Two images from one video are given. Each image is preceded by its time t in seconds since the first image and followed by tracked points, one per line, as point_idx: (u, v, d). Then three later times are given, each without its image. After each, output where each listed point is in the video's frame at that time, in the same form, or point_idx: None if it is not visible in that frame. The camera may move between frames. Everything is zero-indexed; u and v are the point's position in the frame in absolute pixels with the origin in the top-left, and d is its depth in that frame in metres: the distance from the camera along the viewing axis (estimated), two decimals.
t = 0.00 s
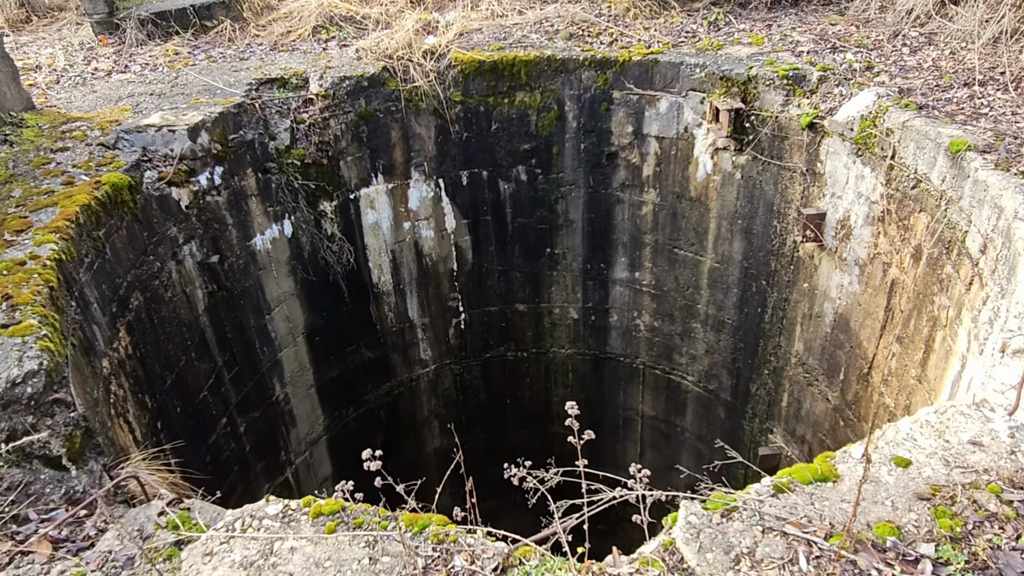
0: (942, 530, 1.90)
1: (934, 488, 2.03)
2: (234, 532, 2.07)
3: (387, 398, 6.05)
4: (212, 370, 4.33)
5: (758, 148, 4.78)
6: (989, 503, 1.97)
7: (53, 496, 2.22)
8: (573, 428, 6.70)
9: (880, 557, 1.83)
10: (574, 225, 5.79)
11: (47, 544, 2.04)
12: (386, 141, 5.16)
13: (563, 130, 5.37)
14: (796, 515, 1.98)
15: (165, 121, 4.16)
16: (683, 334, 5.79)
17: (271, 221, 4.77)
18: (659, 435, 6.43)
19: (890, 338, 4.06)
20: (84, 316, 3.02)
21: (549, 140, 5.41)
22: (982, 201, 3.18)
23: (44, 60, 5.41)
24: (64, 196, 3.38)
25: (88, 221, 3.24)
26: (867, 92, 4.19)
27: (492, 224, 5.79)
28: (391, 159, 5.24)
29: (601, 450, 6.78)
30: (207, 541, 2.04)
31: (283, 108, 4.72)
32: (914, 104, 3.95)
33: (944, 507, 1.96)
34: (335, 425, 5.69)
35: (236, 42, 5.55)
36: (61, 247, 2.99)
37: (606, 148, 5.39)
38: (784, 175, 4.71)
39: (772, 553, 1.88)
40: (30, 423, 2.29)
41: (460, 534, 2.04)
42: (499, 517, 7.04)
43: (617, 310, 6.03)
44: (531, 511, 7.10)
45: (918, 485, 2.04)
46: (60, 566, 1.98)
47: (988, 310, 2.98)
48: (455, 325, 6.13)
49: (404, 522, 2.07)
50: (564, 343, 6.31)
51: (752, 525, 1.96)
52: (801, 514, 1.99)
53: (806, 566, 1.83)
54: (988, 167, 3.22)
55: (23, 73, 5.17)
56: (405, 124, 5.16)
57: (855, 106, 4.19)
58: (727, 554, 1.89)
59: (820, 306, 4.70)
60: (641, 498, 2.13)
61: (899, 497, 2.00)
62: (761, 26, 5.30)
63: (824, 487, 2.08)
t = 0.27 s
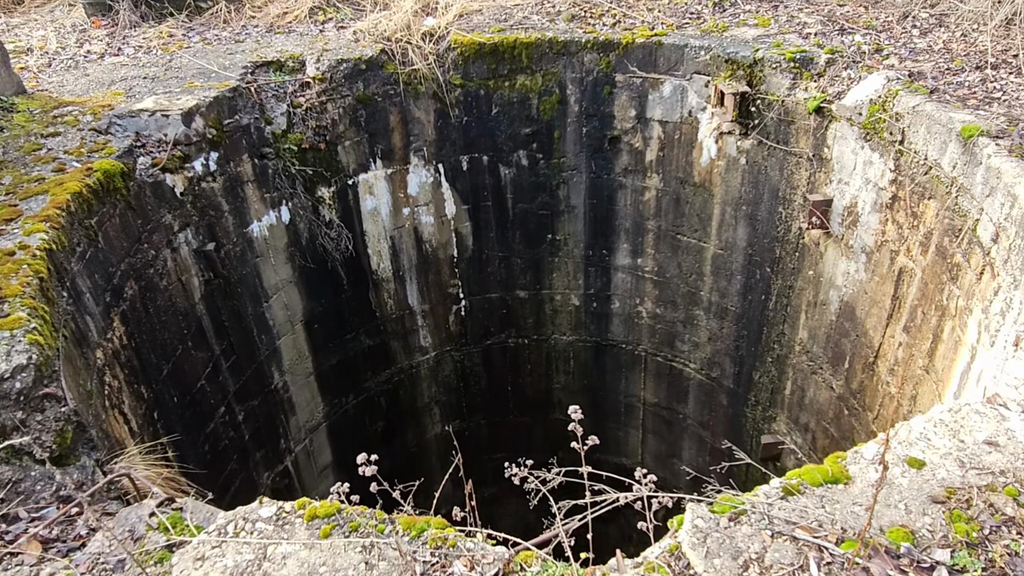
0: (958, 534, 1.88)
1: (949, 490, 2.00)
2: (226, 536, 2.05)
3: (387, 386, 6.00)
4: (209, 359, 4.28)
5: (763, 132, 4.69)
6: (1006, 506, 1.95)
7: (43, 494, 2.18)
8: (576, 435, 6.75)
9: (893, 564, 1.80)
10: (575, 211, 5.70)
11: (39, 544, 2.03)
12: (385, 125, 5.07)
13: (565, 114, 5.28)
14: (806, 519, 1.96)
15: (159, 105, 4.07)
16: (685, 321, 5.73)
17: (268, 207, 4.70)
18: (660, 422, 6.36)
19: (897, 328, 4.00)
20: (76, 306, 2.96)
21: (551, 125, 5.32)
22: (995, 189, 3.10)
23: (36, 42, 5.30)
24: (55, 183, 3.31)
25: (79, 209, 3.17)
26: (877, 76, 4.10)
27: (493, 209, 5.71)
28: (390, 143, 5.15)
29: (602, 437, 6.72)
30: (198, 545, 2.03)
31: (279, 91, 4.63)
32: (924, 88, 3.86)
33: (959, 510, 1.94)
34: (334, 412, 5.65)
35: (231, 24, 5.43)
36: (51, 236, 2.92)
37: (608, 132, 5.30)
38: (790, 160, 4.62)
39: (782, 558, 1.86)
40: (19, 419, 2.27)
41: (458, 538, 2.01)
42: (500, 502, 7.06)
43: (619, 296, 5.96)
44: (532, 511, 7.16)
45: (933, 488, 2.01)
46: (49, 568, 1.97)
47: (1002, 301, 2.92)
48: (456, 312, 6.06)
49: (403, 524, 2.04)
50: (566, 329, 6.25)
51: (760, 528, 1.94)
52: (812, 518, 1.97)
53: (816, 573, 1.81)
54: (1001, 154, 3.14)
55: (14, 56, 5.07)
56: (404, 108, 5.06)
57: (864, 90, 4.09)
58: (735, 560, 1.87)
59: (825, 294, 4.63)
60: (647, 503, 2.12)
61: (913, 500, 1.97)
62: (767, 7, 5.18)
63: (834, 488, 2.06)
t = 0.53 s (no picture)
0: (969, 531, 1.87)
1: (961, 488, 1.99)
2: (227, 536, 2.03)
3: (386, 376, 5.98)
4: (207, 351, 4.24)
5: (765, 121, 4.65)
6: (1018, 503, 1.94)
7: (41, 491, 2.17)
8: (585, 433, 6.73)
9: (905, 563, 1.79)
10: (575, 200, 5.66)
11: (35, 544, 2.01)
12: (383, 114, 5.01)
13: (565, 102, 5.23)
14: (816, 517, 1.95)
15: (153, 95, 4.01)
16: (686, 311, 5.70)
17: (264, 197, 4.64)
18: (660, 412, 6.34)
19: (900, 318, 3.98)
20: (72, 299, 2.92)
21: (551, 113, 5.27)
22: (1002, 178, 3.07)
23: (28, 30, 5.22)
24: (49, 174, 3.26)
25: (74, 200, 3.12)
26: (880, 64, 4.05)
27: (492, 198, 5.66)
28: (388, 132, 5.10)
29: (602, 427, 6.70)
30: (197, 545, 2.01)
31: (275, 80, 4.57)
32: (929, 76, 3.82)
33: (971, 508, 1.93)
34: (334, 403, 5.63)
35: (226, 11, 5.35)
36: (46, 229, 2.88)
37: (609, 121, 5.25)
38: (792, 149, 4.58)
39: (792, 558, 1.85)
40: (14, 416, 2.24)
41: (463, 537, 1.99)
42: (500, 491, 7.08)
43: (619, 286, 5.94)
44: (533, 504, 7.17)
45: (943, 485, 2.00)
46: (47, 568, 1.95)
47: (1008, 292, 2.89)
48: (455, 302, 6.03)
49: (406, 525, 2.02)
50: (565, 319, 6.23)
51: (769, 526, 1.93)
52: (821, 515, 1.96)
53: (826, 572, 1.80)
54: (1008, 143, 3.10)
55: (6, 44, 4.99)
56: (402, 96, 5.00)
57: (868, 78, 4.04)
58: (744, 559, 1.85)
59: (827, 284, 4.61)
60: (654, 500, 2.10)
61: (923, 497, 1.96)
62: None
63: (843, 485, 2.05)
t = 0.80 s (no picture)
0: (981, 527, 1.87)
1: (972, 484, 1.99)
2: (232, 536, 2.01)
3: (385, 370, 5.96)
4: (206, 346, 4.22)
5: (766, 112, 4.62)
6: None
7: (42, 489, 2.16)
8: (596, 431, 6.68)
9: (918, 560, 1.79)
10: (574, 192, 5.63)
11: (37, 543, 2.00)
12: (381, 106, 4.97)
13: (564, 94, 5.19)
14: (826, 514, 1.95)
15: (149, 87, 3.97)
16: (685, 303, 5.69)
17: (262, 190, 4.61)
18: (659, 404, 6.33)
19: (901, 310, 3.98)
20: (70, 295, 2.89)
21: (550, 105, 5.24)
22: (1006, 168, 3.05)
23: (21, 22, 5.15)
24: (44, 168, 3.22)
25: (70, 194, 3.09)
26: (882, 54, 4.03)
27: (491, 191, 5.63)
28: (386, 124, 5.06)
29: (603, 420, 6.68)
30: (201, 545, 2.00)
31: (272, 72, 4.53)
32: (931, 66, 3.79)
33: (982, 504, 1.93)
34: (333, 396, 5.62)
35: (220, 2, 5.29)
36: (42, 223, 2.85)
37: (608, 112, 5.22)
38: (793, 140, 4.55)
39: (803, 554, 1.85)
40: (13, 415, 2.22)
41: (471, 536, 1.98)
42: (500, 483, 7.09)
43: (619, 278, 5.92)
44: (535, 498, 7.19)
45: (954, 480, 2.00)
46: (50, 568, 1.94)
47: (1012, 284, 2.88)
48: (454, 295, 6.01)
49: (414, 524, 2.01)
50: (565, 311, 6.22)
51: (780, 524, 1.93)
52: (831, 512, 1.96)
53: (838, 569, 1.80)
54: (1012, 134, 3.09)
55: None
56: (400, 88, 4.96)
57: (870, 68, 4.02)
58: (755, 556, 1.85)
59: (828, 275, 4.60)
60: (663, 498, 2.09)
61: (934, 493, 1.97)
62: None
63: (854, 482, 2.06)
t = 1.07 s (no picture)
0: (991, 525, 1.87)
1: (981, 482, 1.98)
2: (235, 538, 2.00)
3: (384, 364, 5.94)
4: (205, 341, 4.19)
5: (767, 104, 4.59)
6: None
7: (42, 489, 2.13)
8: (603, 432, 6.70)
9: (928, 559, 1.79)
10: (574, 185, 5.60)
11: (37, 546, 1.98)
12: (380, 98, 4.93)
13: (564, 86, 5.16)
14: (835, 513, 1.95)
15: (145, 80, 3.92)
16: (685, 296, 5.68)
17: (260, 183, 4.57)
18: (659, 396, 6.32)
19: (903, 303, 3.96)
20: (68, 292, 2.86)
21: (549, 97, 5.20)
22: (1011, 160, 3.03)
23: (13, 13, 5.08)
24: (39, 163, 3.18)
25: (66, 190, 3.05)
26: (884, 45, 4.00)
27: (490, 183, 5.60)
28: (384, 117, 5.02)
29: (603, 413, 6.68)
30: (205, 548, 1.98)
31: (269, 65, 4.49)
32: (934, 57, 3.77)
33: (992, 502, 1.92)
34: (332, 391, 5.60)
35: None
36: (39, 220, 2.82)
37: (607, 104, 5.19)
38: (794, 132, 4.53)
39: (812, 554, 1.84)
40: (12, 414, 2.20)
41: (477, 536, 1.97)
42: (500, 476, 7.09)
43: (618, 271, 5.90)
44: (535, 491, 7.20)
45: (963, 478, 2.00)
46: (51, 570, 1.93)
47: (1016, 278, 2.87)
48: (453, 288, 5.99)
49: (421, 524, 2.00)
50: (564, 305, 6.20)
51: (789, 523, 1.93)
52: (840, 510, 1.96)
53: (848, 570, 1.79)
54: (1016, 125, 3.07)
55: None
56: (398, 80, 4.92)
57: (872, 59, 3.99)
58: (764, 556, 1.85)
59: (829, 268, 4.58)
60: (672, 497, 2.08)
61: (943, 491, 1.97)
62: None
63: (861, 480, 2.05)
